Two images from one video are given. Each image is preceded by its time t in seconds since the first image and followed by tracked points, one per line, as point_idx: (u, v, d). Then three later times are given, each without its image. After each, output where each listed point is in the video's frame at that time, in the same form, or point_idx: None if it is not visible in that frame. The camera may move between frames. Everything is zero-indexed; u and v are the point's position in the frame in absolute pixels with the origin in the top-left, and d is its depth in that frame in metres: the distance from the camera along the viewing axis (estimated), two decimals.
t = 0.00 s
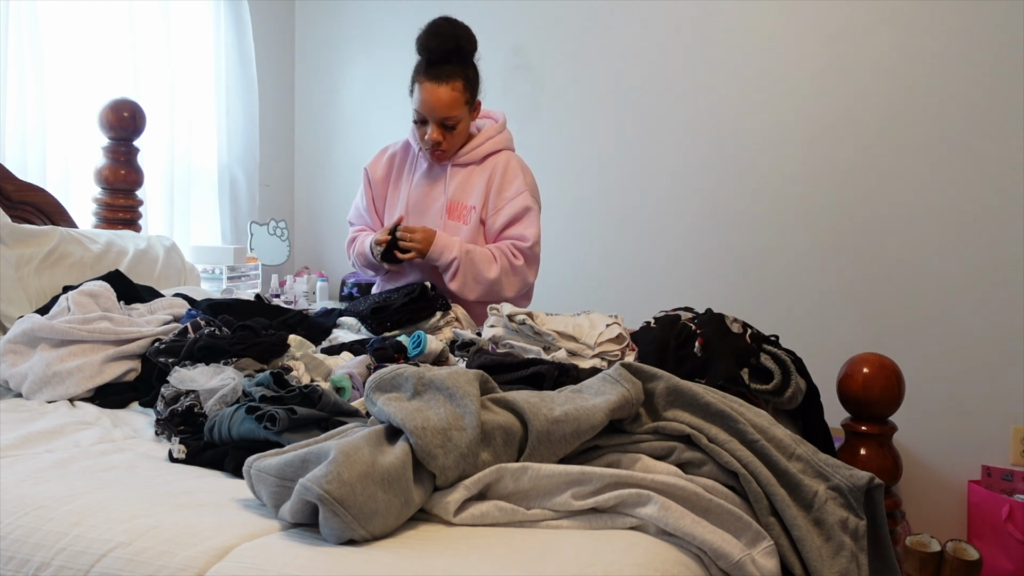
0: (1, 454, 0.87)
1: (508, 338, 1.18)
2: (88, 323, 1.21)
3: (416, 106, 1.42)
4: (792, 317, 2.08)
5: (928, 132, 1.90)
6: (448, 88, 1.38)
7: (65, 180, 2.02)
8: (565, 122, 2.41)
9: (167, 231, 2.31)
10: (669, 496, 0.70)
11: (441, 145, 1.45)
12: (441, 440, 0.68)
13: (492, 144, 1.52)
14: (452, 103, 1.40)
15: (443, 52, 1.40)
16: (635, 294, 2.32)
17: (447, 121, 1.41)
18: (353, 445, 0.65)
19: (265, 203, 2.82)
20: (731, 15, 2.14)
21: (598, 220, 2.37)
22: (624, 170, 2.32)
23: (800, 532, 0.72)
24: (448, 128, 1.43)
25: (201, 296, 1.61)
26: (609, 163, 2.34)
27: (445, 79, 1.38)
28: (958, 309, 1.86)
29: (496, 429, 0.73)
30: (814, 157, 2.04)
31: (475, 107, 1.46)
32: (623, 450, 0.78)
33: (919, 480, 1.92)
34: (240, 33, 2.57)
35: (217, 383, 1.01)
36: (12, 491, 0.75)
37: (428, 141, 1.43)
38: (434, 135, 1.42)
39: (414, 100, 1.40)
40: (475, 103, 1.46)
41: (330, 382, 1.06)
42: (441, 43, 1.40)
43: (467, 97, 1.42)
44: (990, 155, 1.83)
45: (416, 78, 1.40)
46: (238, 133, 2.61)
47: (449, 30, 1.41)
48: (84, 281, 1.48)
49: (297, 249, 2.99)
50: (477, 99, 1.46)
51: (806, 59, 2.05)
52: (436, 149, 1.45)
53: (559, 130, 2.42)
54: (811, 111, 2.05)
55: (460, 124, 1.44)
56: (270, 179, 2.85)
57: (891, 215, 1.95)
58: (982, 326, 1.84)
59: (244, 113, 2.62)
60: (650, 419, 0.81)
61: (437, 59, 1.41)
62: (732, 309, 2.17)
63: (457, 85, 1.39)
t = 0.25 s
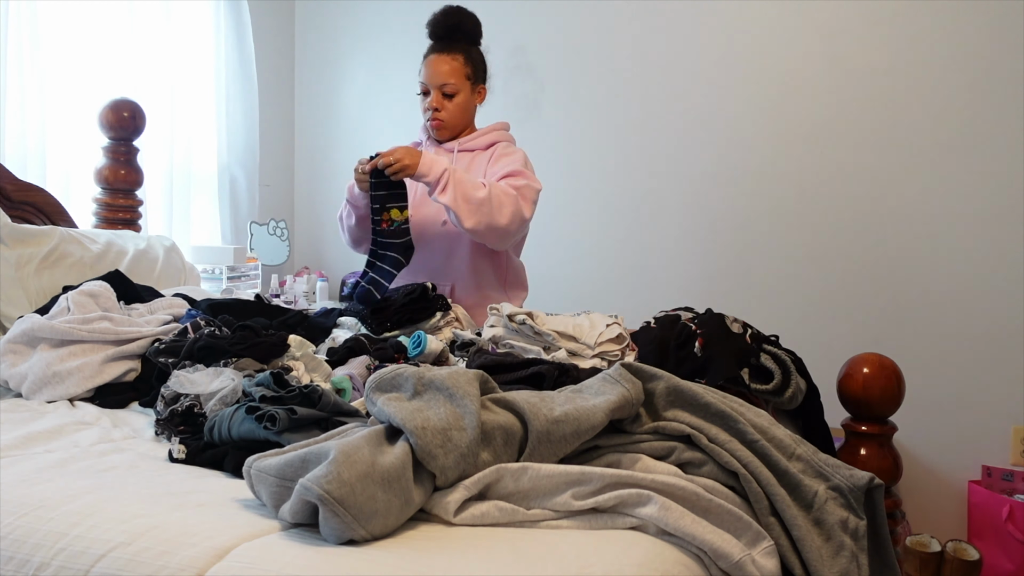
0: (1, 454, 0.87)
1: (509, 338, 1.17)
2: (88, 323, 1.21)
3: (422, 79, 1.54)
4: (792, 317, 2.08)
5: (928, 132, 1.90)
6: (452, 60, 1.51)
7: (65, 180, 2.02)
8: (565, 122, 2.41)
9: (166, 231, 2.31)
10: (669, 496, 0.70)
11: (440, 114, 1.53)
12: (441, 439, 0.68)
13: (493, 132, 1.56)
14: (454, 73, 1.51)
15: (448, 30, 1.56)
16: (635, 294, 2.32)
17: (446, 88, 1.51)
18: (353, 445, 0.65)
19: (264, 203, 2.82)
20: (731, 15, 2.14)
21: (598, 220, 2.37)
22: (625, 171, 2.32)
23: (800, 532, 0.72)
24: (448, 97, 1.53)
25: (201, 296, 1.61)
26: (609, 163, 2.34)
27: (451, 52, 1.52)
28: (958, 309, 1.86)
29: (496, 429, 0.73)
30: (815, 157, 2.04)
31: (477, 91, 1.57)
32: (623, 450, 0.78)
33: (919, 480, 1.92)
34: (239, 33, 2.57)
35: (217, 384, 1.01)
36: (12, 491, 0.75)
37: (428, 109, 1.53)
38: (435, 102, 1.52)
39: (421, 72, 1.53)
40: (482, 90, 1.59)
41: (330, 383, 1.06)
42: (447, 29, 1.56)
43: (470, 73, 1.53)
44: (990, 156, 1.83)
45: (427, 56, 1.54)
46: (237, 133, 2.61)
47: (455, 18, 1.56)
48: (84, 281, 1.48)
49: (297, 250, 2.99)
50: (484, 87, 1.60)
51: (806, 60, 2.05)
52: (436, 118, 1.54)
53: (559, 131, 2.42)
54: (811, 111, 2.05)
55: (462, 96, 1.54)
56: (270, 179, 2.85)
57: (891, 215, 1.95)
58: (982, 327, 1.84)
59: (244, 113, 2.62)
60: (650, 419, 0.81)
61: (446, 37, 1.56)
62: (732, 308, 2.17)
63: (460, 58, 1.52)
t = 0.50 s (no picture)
0: (1, 454, 0.87)
1: (509, 338, 1.17)
2: (88, 323, 1.21)
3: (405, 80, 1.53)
4: (791, 317, 2.08)
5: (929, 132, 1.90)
6: (433, 59, 1.51)
7: (65, 180, 2.02)
8: (565, 121, 2.41)
9: (166, 231, 2.31)
10: (669, 496, 0.70)
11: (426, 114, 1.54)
12: (441, 439, 0.68)
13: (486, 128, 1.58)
14: (436, 75, 1.50)
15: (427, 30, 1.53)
16: (635, 294, 2.32)
17: (430, 86, 1.51)
18: (353, 445, 0.65)
19: (264, 203, 2.82)
20: (731, 15, 2.14)
21: (598, 220, 2.37)
22: (624, 171, 2.32)
23: (800, 532, 0.72)
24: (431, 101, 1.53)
25: (201, 296, 1.61)
26: (609, 163, 2.34)
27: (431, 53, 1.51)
28: (958, 310, 1.86)
29: (497, 429, 0.72)
30: (814, 157, 2.04)
31: (463, 87, 1.56)
32: (623, 450, 0.78)
33: (919, 480, 1.92)
34: (239, 33, 2.57)
35: (217, 384, 1.01)
36: (12, 491, 0.75)
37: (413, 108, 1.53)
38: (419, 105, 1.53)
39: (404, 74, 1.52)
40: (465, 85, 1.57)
41: (330, 382, 1.06)
42: (426, 28, 1.54)
43: (454, 71, 1.53)
44: (989, 156, 1.83)
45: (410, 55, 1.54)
46: (237, 133, 2.61)
47: (435, 20, 1.53)
48: (84, 281, 1.48)
49: (297, 249, 2.99)
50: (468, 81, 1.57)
51: (806, 59, 2.05)
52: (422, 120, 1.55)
53: (559, 131, 2.42)
54: (811, 111, 2.05)
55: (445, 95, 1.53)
56: (270, 179, 2.85)
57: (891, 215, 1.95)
58: (982, 327, 1.84)
59: (244, 113, 2.62)
60: (651, 419, 0.81)
61: (425, 39, 1.55)
62: (732, 309, 2.17)
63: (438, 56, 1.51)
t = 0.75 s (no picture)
0: (1, 454, 0.87)
1: (509, 338, 1.17)
2: (88, 323, 1.21)
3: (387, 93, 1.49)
4: (791, 317, 2.08)
5: (929, 131, 1.90)
6: (413, 71, 1.45)
7: (65, 180, 2.02)
8: (565, 121, 2.41)
9: (167, 231, 2.32)
10: (669, 496, 0.70)
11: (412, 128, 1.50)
12: (441, 440, 0.68)
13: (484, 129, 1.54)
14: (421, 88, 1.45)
15: (405, 36, 1.47)
16: (635, 294, 2.32)
17: (411, 101, 1.46)
18: (353, 445, 0.65)
19: (264, 203, 2.82)
20: (731, 15, 2.14)
21: (598, 220, 2.37)
22: (624, 170, 2.32)
23: (800, 532, 0.72)
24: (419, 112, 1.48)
25: (201, 296, 1.61)
26: (609, 163, 2.34)
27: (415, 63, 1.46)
28: (958, 309, 1.86)
29: (497, 429, 0.72)
30: (815, 157, 2.04)
31: (449, 93, 1.51)
32: (623, 450, 0.78)
33: (919, 480, 1.92)
34: (239, 33, 2.56)
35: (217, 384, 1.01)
36: (12, 491, 0.75)
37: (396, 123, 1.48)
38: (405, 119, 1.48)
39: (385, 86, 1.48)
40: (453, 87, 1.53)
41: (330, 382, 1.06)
42: (405, 35, 1.48)
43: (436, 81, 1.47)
44: (989, 156, 1.83)
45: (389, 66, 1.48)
46: (237, 133, 2.61)
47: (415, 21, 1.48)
48: (84, 281, 1.48)
49: (297, 249, 2.99)
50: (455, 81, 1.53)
51: (806, 59, 2.05)
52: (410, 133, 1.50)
53: (559, 131, 2.42)
54: (811, 110, 2.05)
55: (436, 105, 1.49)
56: (270, 179, 2.85)
57: (891, 215, 1.95)
58: (982, 327, 1.84)
59: (244, 113, 2.62)
60: (651, 419, 0.81)
61: (405, 45, 1.49)
62: (732, 308, 2.17)
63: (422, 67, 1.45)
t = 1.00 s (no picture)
0: (2, 454, 0.87)
1: (509, 338, 1.18)
2: (88, 323, 1.21)
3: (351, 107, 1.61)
4: (792, 317, 2.08)
5: (929, 131, 1.90)
6: (377, 89, 1.57)
7: (65, 181, 2.02)
8: (565, 121, 2.41)
9: (166, 231, 2.31)
10: (669, 496, 0.70)
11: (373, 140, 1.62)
12: (441, 439, 0.68)
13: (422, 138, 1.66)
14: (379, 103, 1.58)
15: (370, 57, 1.57)
16: (635, 294, 2.32)
17: (375, 117, 1.60)
18: (353, 445, 0.65)
19: (264, 203, 2.82)
20: (731, 16, 2.14)
21: (598, 220, 2.37)
22: (624, 170, 2.32)
23: (800, 532, 0.72)
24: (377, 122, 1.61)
25: (201, 296, 1.61)
26: (609, 163, 2.34)
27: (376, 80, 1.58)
28: (959, 309, 1.86)
29: (496, 429, 0.73)
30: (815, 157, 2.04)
31: (402, 110, 1.65)
32: (623, 450, 0.78)
33: (919, 480, 1.92)
34: (239, 33, 2.56)
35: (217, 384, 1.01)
36: (13, 491, 0.75)
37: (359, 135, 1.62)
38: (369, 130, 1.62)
39: (349, 101, 1.60)
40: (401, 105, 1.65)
41: (329, 382, 1.06)
42: (368, 53, 1.58)
43: (395, 99, 1.61)
44: (990, 156, 1.83)
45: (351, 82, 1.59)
46: (237, 132, 2.61)
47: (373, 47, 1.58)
48: (84, 281, 1.48)
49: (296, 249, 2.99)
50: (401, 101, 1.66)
51: (806, 59, 2.05)
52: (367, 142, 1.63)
53: (559, 131, 2.42)
54: (811, 110, 2.05)
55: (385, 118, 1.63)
56: (270, 179, 2.85)
57: (891, 216, 1.95)
58: (982, 327, 1.84)
59: (244, 113, 2.62)
60: (651, 419, 0.81)
61: (369, 65, 1.58)
62: (732, 308, 2.17)
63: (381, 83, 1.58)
